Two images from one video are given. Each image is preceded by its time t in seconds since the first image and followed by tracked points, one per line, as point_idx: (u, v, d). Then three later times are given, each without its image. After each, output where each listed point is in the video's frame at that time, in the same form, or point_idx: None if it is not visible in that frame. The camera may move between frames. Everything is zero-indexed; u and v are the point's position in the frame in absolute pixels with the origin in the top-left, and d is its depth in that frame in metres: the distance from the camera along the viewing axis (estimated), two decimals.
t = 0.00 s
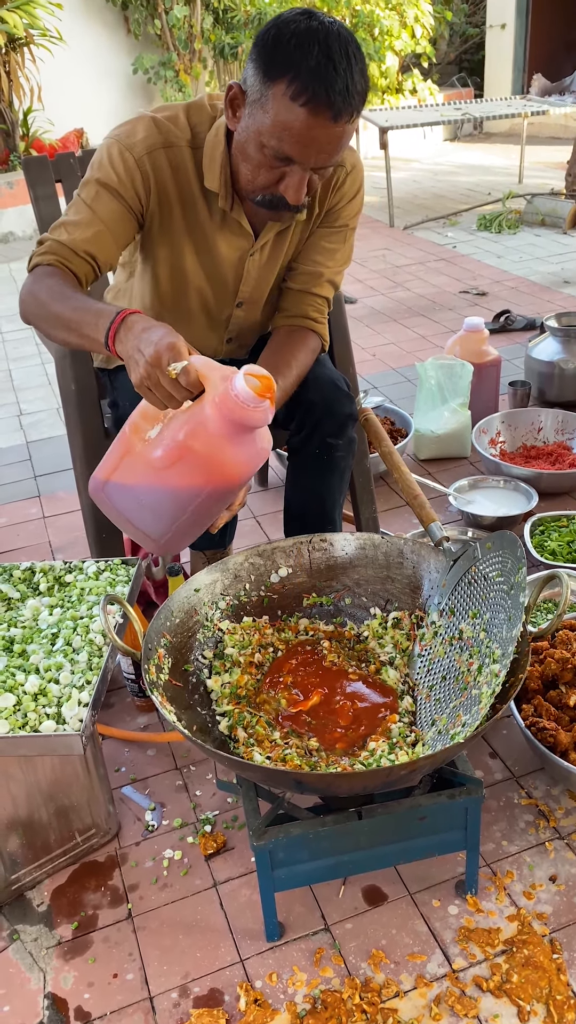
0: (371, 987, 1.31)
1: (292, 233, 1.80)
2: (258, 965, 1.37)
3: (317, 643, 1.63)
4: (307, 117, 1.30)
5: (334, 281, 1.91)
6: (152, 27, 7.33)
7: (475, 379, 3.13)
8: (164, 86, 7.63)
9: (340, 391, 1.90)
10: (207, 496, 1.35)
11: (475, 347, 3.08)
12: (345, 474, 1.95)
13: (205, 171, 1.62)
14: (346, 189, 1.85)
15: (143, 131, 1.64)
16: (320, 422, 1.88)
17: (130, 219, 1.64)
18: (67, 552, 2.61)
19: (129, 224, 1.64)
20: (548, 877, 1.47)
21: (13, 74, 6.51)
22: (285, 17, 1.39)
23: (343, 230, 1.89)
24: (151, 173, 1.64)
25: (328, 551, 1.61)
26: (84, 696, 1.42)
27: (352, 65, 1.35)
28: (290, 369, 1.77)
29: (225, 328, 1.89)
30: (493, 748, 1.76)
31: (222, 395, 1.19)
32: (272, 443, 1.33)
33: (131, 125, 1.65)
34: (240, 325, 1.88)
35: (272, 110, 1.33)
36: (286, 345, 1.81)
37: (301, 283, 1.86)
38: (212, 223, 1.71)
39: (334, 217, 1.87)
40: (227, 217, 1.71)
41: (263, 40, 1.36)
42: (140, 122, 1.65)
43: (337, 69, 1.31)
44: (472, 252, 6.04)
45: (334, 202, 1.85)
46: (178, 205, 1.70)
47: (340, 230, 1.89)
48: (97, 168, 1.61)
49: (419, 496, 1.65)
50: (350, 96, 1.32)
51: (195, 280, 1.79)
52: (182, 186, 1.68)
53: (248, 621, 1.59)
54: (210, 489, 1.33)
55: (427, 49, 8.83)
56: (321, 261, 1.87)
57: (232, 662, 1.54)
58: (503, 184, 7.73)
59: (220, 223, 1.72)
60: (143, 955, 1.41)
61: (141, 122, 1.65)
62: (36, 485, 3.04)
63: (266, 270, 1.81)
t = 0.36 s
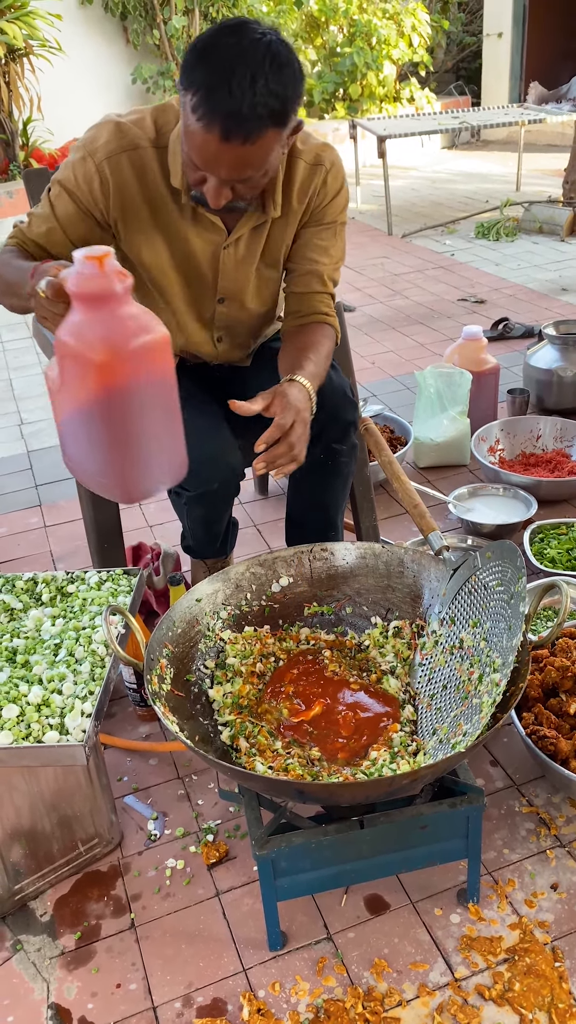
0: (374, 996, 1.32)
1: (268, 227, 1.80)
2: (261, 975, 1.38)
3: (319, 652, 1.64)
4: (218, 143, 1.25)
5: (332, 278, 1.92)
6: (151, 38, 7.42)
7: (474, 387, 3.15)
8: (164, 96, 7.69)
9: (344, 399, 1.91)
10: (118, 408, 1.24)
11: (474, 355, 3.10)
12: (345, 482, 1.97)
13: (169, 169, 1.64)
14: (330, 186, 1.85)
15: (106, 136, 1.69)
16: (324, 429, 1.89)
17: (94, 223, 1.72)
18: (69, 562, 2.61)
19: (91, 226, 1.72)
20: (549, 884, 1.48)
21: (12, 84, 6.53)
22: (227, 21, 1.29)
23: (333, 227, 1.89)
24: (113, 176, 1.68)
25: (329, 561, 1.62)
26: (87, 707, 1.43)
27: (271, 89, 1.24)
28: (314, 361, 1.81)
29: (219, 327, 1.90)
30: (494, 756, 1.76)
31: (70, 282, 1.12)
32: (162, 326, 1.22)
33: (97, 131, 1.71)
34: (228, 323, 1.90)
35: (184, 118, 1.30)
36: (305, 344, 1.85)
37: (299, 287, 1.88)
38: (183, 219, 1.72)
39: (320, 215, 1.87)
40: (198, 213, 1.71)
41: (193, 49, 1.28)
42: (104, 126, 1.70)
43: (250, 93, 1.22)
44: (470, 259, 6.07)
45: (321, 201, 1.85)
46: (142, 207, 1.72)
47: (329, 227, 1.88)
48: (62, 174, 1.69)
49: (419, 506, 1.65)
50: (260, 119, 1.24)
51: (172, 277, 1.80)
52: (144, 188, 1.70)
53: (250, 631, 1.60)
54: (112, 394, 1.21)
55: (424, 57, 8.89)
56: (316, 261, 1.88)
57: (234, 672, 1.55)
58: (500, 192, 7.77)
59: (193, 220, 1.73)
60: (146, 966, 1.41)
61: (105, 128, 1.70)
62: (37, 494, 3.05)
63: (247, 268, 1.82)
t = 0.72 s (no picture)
0: (376, 999, 1.32)
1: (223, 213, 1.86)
2: (263, 979, 1.38)
3: (319, 656, 1.65)
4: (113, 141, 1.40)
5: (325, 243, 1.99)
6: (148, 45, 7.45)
7: (472, 390, 3.16)
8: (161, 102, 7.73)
9: (351, 400, 1.91)
10: None
11: (472, 359, 3.11)
12: (347, 483, 1.97)
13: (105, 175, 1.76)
14: (287, 160, 1.88)
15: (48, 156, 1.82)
16: (330, 429, 1.90)
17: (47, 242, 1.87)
18: (70, 568, 2.62)
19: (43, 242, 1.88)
20: (550, 886, 1.48)
21: (10, 92, 6.57)
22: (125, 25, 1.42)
23: (309, 196, 1.94)
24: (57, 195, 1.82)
25: (328, 564, 1.63)
26: (87, 711, 1.43)
27: (164, 86, 1.38)
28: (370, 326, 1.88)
29: (196, 319, 1.97)
30: (494, 758, 1.77)
31: None
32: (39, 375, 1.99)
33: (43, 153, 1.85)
34: (205, 314, 1.96)
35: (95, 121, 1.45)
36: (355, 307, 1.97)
37: (311, 260, 2.00)
38: (128, 220, 1.83)
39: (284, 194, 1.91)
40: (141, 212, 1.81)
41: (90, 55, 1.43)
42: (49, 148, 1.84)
43: (140, 90, 1.37)
44: (468, 263, 6.09)
45: (284, 177, 1.90)
46: (85, 218, 1.84)
47: (299, 204, 1.93)
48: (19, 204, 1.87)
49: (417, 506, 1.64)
50: (149, 113, 1.38)
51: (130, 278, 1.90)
52: (84, 201, 1.82)
53: (250, 635, 1.61)
54: None
55: (420, 63, 8.93)
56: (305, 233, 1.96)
57: (234, 676, 1.56)
58: (497, 196, 7.79)
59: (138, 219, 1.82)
60: (148, 970, 1.41)
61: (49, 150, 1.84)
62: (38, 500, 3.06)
63: (210, 255, 1.89)
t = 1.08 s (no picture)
0: (377, 1001, 1.32)
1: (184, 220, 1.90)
2: (263, 981, 1.38)
3: (319, 657, 1.65)
4: (79, 150, 1.49)
5: (299, 233, 2.00)
6: (145, 49, 7.46)
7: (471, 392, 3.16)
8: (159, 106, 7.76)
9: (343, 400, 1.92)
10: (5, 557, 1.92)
11: (470, 360, 3.11)
12: (343, 483, 1.97)
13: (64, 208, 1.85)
14: (241, 159, 1.90)
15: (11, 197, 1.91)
16: (323, 429, 1.90)
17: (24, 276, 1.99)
18: (69, 571, 2.62)
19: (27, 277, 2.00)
20: (550, 887, 1.48)
21: (9, 97, 6.60)
22: (47, 44, 1.50)
23: (273, 190, 1.95)
24: (24, 231, 1.92)
25: (326, 565, 1.63)
26: (87, 715, 1.43)
27: (106, 85, 1.50)
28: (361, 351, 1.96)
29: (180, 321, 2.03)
30: (494, 759, 1.77)
31: None
32: (21, 511, 1.71)
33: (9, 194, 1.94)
34: (188, 316, 2.01)
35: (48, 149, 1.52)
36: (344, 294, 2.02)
37: (289, 252, 2.03)
38: (95, 245, 1.90)
39: (245, 193, 1.93)
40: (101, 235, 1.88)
41: (21, 88, 1.51)
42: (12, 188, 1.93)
43: (87, 94, 1.47)
44: (466, 265, 6.10)
45: (241, 176, 1.91)
46: (52, 250, 1.93)
47: (263, 200, 1.94)
48: None
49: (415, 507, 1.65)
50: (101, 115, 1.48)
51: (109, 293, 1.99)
52: (46, 234, 1.90)
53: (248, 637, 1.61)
54: None
55: (417, 65, 8.96)
56: (276, 225, 1.97)
57: (233, 679, 1.56)
58: (495, 198, 7.81)
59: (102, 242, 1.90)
60: (149, 974, 1.41)
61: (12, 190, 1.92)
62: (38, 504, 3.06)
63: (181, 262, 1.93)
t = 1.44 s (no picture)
0: (379, 1005, 1.32)
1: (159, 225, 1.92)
2: (265, 985, 1.38)
3: (320, 661, 1.65)
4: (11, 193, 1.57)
5: (278, 234, 1.93)
6: (145, 52, 7.47)
7: (471, 395, 3.16)
8: (159, 110, 7.77)
9: (342, 407, 1.92)
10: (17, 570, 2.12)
11: (471, 363, 3.12)
12: (343, 488, 1.98)
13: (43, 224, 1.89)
14: (211, 163, 1.89)
15: None
16: (322, 435, 1.91)
17: (15, 291, 2.04)
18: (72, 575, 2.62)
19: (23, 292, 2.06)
20: (552, 891, 1.48)
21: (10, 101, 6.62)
22: None
23: (248, 191, 1.92)
24: (10, 249, 1.97)
25: (328, 569, 1.63)
26: (89, 720, 1.43)
27: (42, 124, 1.52)
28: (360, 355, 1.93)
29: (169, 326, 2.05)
30: (496, 763, 1.77)
31: None
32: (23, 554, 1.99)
33: None
34: (175, 321, 2.04)
35: None
36: (337, 297, 1.97)
37: (270, 256, 1.95)
38: (77, 257, 1.94)
39: (217, 197, 1.92)
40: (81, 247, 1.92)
41: None
42: None
43: (14, 140, 1.51)
44: (466, 268, 6.10)
45: (211, 179, 1.90)
46: (37, 265, 1.97)
47: (237, 202, 1.91)
48: None
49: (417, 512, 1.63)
50: (25, 159, 1.53)
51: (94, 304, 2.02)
52: (30, 249, 1.95)
53: (250, 641, 1.61)
54: None
55: (417, 68, 8.97)
56: (252, 227, 1.92)
57: (234, 684, 1.56)
58: (495, 201, 7.81)
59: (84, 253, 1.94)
60: (151, 978, 1.41)
61: None
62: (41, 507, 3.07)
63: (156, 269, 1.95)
